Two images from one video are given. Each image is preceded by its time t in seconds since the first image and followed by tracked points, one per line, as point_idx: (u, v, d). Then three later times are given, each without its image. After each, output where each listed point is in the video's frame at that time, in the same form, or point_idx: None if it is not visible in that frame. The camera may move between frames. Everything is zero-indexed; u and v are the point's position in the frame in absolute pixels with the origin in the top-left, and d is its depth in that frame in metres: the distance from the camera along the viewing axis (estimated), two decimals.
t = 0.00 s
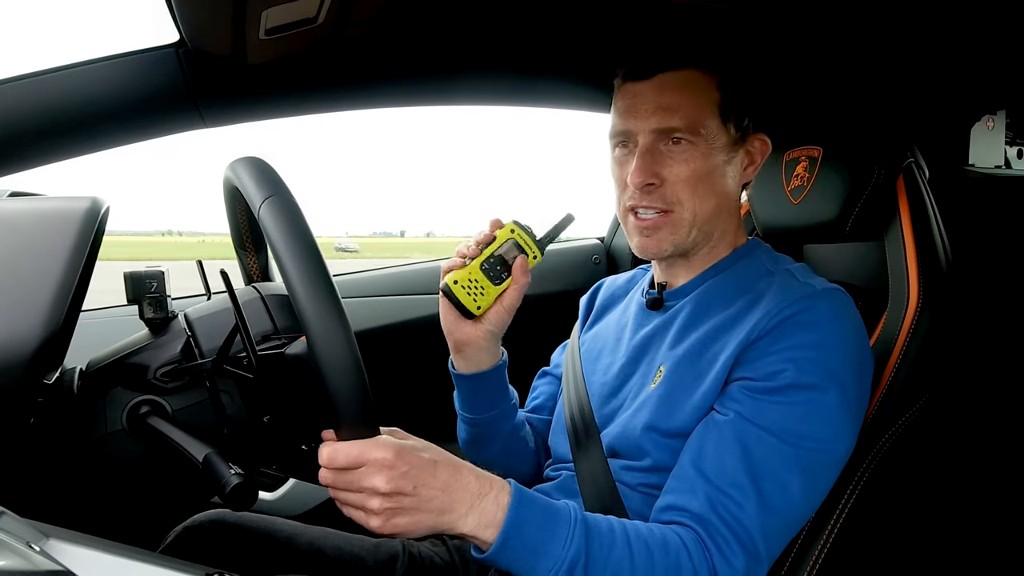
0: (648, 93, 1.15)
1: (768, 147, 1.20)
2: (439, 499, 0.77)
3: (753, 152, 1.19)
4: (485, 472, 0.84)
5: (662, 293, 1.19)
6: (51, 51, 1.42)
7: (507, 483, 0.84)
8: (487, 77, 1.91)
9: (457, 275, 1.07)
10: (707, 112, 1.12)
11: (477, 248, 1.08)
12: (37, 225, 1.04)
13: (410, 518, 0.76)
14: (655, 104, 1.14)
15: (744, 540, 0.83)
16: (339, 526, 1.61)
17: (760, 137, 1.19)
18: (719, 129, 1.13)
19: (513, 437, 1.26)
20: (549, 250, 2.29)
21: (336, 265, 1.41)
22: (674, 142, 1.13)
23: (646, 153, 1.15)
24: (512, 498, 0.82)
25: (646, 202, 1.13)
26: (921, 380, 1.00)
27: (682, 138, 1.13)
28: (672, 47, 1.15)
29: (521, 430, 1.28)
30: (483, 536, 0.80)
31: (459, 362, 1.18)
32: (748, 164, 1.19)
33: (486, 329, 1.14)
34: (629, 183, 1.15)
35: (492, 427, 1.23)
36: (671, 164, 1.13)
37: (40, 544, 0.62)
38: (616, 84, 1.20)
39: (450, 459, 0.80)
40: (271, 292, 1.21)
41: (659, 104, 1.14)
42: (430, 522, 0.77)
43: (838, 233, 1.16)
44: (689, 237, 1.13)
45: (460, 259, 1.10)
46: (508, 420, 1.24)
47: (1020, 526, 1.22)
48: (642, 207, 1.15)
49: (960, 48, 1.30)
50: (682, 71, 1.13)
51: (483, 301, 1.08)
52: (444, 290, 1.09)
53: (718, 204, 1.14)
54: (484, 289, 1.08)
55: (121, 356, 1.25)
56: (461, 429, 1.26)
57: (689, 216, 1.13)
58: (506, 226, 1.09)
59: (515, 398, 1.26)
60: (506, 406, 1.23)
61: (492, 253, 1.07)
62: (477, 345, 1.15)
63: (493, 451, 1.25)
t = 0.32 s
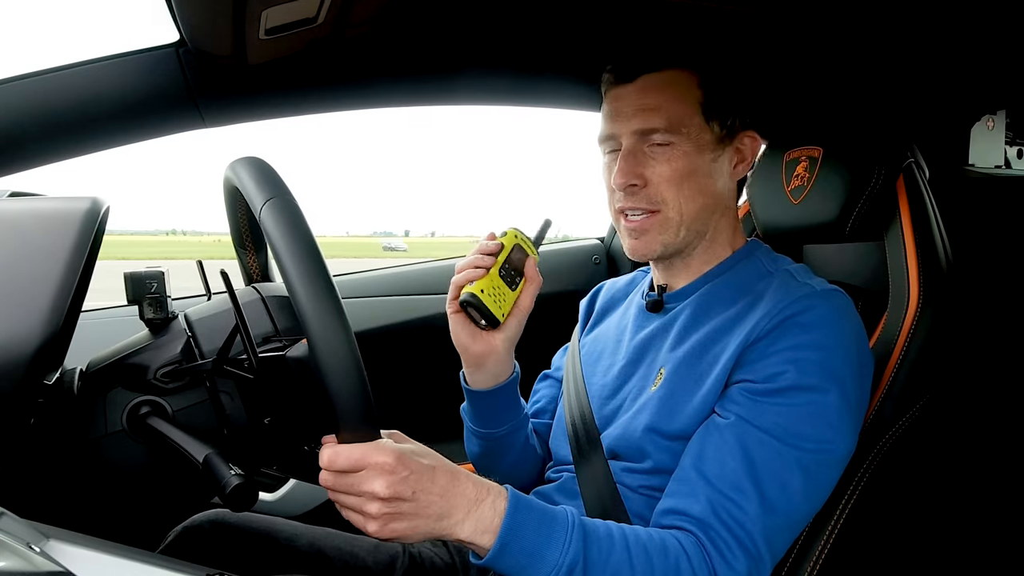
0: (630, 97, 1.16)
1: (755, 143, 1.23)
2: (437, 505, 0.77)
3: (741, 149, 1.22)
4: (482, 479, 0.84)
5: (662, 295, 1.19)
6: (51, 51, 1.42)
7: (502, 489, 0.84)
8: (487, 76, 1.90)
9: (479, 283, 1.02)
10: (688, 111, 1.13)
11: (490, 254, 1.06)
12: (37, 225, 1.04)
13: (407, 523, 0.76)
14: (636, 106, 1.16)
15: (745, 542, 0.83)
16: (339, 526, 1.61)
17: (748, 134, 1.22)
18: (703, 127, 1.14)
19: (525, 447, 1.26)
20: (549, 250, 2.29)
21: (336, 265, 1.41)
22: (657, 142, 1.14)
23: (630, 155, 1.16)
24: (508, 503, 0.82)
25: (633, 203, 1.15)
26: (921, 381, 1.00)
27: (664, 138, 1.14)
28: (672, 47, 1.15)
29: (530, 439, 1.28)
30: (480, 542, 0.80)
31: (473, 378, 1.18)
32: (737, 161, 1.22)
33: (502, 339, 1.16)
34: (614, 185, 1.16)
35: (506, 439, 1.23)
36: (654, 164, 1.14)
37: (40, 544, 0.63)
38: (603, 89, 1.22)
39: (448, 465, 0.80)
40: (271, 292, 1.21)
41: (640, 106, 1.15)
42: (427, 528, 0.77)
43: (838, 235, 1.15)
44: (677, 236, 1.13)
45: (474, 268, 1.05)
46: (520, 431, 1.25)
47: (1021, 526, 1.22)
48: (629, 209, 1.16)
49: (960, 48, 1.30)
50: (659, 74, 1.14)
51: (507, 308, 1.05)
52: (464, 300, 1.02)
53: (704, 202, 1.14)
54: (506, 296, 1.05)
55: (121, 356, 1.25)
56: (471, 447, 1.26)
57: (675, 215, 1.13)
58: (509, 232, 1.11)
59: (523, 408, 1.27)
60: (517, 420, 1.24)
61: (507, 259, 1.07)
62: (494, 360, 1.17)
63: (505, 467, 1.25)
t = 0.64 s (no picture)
0: (604, 101, 1.19)
1: (741, 142, 1.16)
2: (436, 508, 0.77)
3: (724, 149, 1.15)
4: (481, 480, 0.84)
5: (660, 295, 1.18)
6: (52, 51, 1.42)
7: (500, 491, 0.84)
8: (487, 77, 1.90)
9: (491, 316, 1.02)
10: (654, 113, 1.13)
11: (512, 285, 1.05)
12: (37, 226, 1.04)
13: (407, 525, 0.76)
14: (609, 109, 1.17)
15: (744, 541, 0.83)
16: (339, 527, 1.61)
17: (729, 133, 1.15)
18: (672, 126, 1.13)
19: (527, 459, 1.26)
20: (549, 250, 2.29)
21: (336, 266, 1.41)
22: (627, 144, 1.15)
23: (604, 157, 1.18)
24: (507, 504, 0.81)
25: (606, 205, 1.17)
26: (921, 380, 1.00)
27: (632, 140, 1.14)
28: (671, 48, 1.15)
29: (533, 449, 1.28)
30: (477, 544, 0.80)
31: (470, 397, 1.21)
32: (719, 160, 1.15)
33: (500, 364, 1.17)
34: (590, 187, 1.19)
35: (506, 454, 1.23)
36: (624, 166, 1.15)
37: (41, 544, 0.63)
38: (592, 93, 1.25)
39: (448, 466, 0.80)
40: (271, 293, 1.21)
41: (611, 109, 1.17)
42: (425, 530, 0.77)
43: (837, 236, 1.16)
44: (649, 237, 1.13)
45: (486, 300, 1.05)
46: (521, 444, 1.24)
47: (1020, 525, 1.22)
48: (605, 210, 1.18)
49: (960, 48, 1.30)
50: (625, 77, 1.16)
51: (514, 341, 1.05)
52: (473, 329, 1.03)
53: (675, 202, 1.13)
54: (515, 329, 1.04)
55: (121, 356, 1.25)
56: (472, 459, 1.27)
57: (644, 217, 1.13)
58: (537, 265, 1.09)
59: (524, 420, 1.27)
60: (517, 435, 1.24)
61: (526, 293, 1.06)
62: (492, 382, 1.19)
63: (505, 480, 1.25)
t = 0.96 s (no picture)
0: (618, 92, 1.19)
1: (753, 146, 1.16)
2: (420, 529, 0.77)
3: (736, 150, 1.15)
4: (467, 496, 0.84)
5: (660, 295, 1.18)
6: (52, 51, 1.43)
7: (483, 508, 0.85)
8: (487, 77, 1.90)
9: (505, 312, 1.02)
10: (669, 108, 1.13)
11: (527, 283, 1.05)
12: (38, 226, 1.04)
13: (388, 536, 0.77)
14: (622, 101, 1.18)
15: (738, 541, 0.84)
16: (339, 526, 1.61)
17: (742, 136, 1.15)
18: (686, 123, 1.13)
19: (530, 459, 1.26)
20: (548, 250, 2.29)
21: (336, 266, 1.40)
22: (639, 137, 1.15)
23: (615, 148, 1.18)
24: (488, 519, 0.83)
25: (614, 195, 1.16)
26: (920, 380, 1.00)
27: (645, 133, 1.14)
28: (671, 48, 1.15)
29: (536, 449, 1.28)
30: (460, 556, 0.81)
31: (476, 395, 1.20)
32: (728, 161, 1.15)
33: (510, 363, 1.17)
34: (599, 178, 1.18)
35: (509, 454, 1.23)
36: (635, 159, 1.15)
37: (40, 544, 0.63)
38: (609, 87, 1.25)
39: (438, 487, 0.80)
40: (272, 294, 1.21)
41: (625, 101, 1.17)
42: (404, 540, 0.78)
43: (837, 235, 1.16)
44: (655, 233, 1.13)
45: (501, 296, 1.04)
46: (525, 444, 1.24)
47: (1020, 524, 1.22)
48: (612, 201, 1.18)
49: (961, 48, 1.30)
50: (642, 69, 1.16)
51: (525, 339, 1.04)
52: (485, 324, 1.02)
53: (683, 199, 1.13)
54: (527, 327, 1.04)
55: (120, 356, 1.25)
56: (475, 458, 1.26)
57: (652, 210, 1.13)
58: (553, 266, 1.11)
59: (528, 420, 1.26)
60: (522, 434, 1.24)
61: (540, 291, 1.06)
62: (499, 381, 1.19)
63: (509, 477, 1.25)
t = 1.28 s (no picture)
0: (640, 82, 1.20)
1: (768, 153, 1.18)
2: (421, 516, 0.77)
3: (749, 153, 1.17)
4: (462, 481, 0.84)
5: (659, 289, 1.19)
6: (51, 51, 1.42)
7: (480, 491, 0.85)
8: (487, 77, 1.91)
9: (480, 307, 1.00)
10: (690, 105, 1.15)
11: (482, 269, 1.01)
12: (38, 225, 1.04)
13: (391, 529, 0.77)
14: (642, 93, 1.19)
15: (736, 538, 0.83)
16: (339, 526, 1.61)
17: (760, 140, 1.17)
18: (705, 122, 1.14)
19: (530, 446, 1.26)
20: (549, 250, 2.29)
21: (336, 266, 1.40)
22: (656, 129, 1.16)
23: (631, 138, 1.18)
24: (485, 506, 0.82)
25: (624, 186, 1.18)
26: (920, 381, 1.00)
27: (662, 126, 1.15)
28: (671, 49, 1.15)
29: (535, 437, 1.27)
30: (457, 543, 0.81)
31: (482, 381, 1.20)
32: (741, 164, 1.17)
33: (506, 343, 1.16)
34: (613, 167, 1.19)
35: (512, 439, 1.23)
36: (650, 152, 1.15)
37: (40, 544, 0.63)
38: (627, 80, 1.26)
39: (436, 471, 0.79)
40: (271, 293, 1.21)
41: (646, 92, 1.18)
42: (407, 532, 0.78)
43: (837, 235, 1.16)
44: (664, 231, 1.14)
45: (467, 294, 1.02)
46: (526, 430, 1.24)
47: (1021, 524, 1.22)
48: (622, 192, 1.19)
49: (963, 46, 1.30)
50: (667, 63, 1.18)
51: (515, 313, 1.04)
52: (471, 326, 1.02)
53: (695, 199, 1.14)
54: (509, 305, 1.03)
55: (120, 356, 1.25)
56: (475, 444, 1.25)
57: (662, 208, 1.14)
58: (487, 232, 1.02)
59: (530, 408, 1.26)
60: (524, 418, 1.24)
61: (499, 267, 1.01)
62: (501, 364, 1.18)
63: (510, 462, 1.24)
